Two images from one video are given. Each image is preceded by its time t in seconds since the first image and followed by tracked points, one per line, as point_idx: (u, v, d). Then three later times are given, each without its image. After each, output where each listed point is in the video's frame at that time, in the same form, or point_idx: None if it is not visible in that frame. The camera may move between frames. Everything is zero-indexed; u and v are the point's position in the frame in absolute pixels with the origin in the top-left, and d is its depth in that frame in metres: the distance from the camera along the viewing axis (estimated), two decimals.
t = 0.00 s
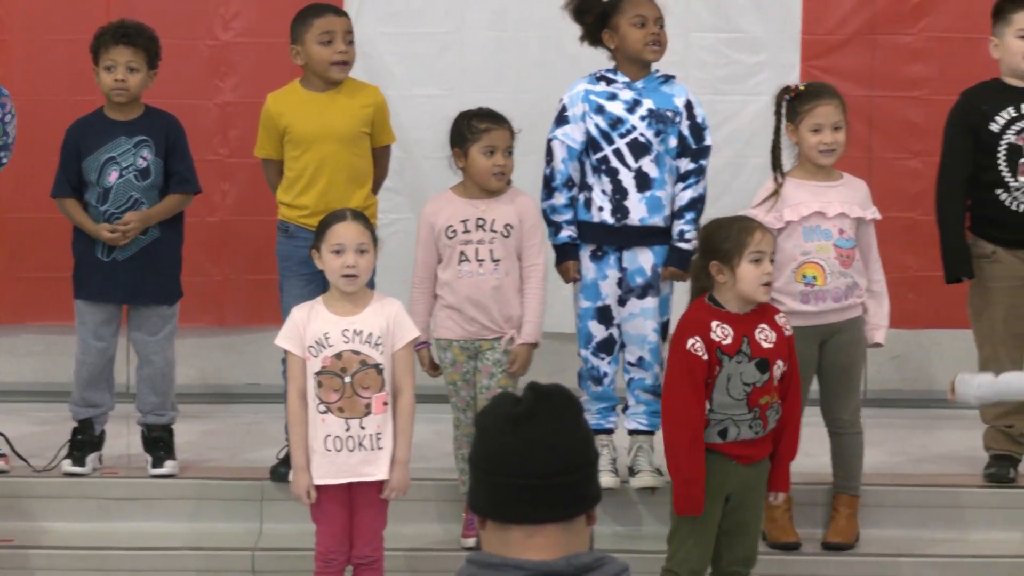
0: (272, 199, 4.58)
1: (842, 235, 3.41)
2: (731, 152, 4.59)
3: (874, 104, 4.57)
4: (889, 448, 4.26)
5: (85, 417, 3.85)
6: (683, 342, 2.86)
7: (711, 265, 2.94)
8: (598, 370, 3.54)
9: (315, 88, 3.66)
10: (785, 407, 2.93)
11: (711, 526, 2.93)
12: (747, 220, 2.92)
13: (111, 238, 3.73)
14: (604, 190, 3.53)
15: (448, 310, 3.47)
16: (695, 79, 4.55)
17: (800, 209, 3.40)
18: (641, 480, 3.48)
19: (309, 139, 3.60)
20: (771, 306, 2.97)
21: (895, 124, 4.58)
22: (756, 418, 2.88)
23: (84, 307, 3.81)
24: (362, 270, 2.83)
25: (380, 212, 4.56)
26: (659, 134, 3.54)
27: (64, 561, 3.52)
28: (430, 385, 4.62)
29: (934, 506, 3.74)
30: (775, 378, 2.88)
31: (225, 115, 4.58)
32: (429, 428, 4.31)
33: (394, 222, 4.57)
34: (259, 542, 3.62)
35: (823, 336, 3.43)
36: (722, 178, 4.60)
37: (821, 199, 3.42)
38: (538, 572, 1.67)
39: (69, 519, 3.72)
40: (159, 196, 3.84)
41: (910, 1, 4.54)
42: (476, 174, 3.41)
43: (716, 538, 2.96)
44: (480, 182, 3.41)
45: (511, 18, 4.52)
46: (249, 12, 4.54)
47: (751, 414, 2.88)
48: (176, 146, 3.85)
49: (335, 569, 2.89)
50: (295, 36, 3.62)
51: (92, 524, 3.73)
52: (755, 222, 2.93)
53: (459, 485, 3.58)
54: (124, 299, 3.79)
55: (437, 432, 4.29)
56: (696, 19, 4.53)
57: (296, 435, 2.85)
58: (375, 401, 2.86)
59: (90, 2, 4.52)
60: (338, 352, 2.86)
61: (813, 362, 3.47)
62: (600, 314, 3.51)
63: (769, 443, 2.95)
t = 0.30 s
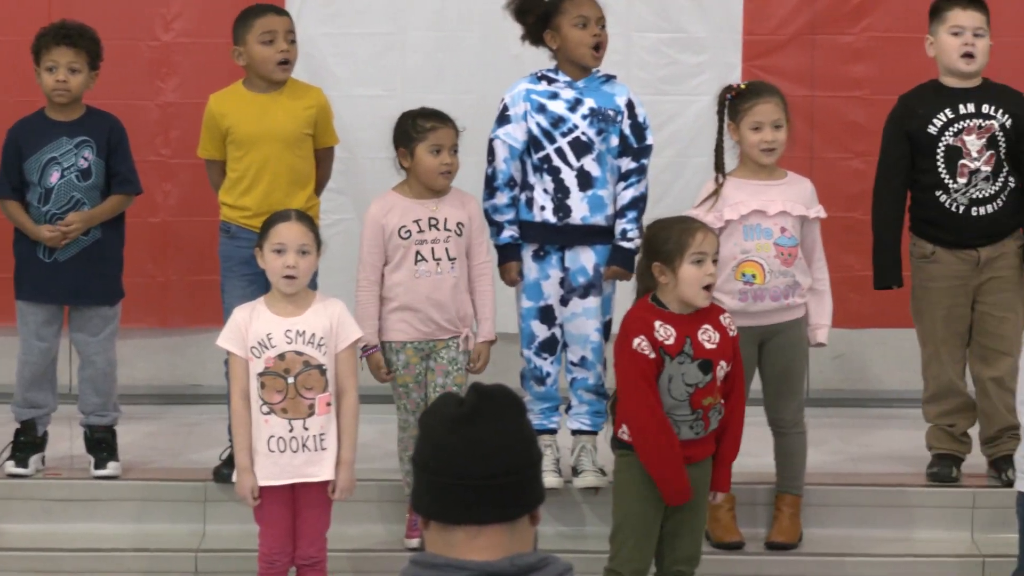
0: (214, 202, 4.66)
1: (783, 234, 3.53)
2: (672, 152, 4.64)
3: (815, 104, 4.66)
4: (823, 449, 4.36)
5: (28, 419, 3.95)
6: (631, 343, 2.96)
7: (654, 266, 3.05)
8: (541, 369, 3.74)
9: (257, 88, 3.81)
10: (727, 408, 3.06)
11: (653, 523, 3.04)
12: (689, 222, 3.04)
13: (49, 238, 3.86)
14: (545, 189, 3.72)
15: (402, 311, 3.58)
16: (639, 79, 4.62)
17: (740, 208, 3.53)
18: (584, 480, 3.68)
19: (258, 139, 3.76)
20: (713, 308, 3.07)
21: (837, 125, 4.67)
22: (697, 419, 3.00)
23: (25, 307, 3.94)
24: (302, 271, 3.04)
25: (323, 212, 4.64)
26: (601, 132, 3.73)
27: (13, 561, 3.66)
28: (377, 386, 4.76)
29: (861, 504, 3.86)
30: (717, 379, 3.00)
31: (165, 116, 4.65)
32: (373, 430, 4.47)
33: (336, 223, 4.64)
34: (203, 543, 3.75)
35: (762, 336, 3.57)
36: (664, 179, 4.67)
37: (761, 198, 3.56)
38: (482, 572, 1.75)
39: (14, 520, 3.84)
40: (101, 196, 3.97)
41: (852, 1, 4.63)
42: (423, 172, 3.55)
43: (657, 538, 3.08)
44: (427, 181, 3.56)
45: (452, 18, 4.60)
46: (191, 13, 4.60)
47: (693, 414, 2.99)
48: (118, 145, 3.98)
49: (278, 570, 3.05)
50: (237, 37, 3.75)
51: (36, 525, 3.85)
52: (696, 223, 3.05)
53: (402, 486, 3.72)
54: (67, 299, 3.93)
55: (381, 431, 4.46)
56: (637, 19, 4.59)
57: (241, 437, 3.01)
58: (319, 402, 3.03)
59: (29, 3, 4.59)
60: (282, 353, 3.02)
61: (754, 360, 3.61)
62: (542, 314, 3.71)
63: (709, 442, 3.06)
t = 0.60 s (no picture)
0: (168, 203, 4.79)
1: (738, 237, 3.63)
2: (628, 153, 4.82)
3: (771, 105, 4.82)
4: (778, 447, 4.49)
5: None
6: (575, 344, 3.05)
7: (608, 267, 3.13)
8: (496, 370, 3.83)
9: (210, 90, 3.91)
10: (682, 408, 3.13)
11: (610, 523, 3.11)
12: (643, 224, 3.11)
13: (8, 237, 3.96)
14: (501, 190, 3.80)
15: (377, 311, 3.67)
16: (594, 80, 4.79)
17: (695, 211, 3.63)
18: (541, 480, 3.73)
19: (211, 140, 3.86)
20: (673, 309, 3.14)
21: (792, 124, 4.83)
22: (647, 419, 3.07)
23: None
24: (255, 273, 3.17)
25: (278, 213, 4.79)
26: (556, 133, 3.81)
27: None
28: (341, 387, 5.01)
29: (812, 504, 3.96)
30: (669, 380, 3.07)
31: (122, 117, 4.78)
32: (328, 431, 4.64)
33: (291, 224, 4.80)
34: (158, 544, 3.85)
35: (720, 335, 3.66)
36: (621, 178, 4.85)
37: (717, 201, 3.65)
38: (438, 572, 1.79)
39: None
40: (56, 197, 4.08)
41: (806, 3, 4.78)
42: (384, 173, 3.63)
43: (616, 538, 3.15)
44: (388, 181, 3.63)
45: (409, 19, 4.75)
46: (145, 14, 4.73)
47: (644, 414, 3.06)
48: (73, 146, 4.10)
49: (235, 570, 3.17)
50: (190, 38, 3.85)
51: None
52: (650, 224, 3.11)
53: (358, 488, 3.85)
54: (24, 299, 4.01)
55: (336, 433, 4.62)
56: (593, 20, 4.76)
57: (197, 441, 3.12)
58: (275, 403, 3.16)
59: None
60: (237, 355, 3.15)
61: (712, 360, 3.69)
62: (498, 315, 3.79)
63: (668, 443, 3.13)
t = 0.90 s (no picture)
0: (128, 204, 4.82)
1: (698, 236, 3.63)
2: (587, 154, 4.82)
3: (730, 104, 4.86)
4: (742, 446, 4.50)
5: None
6: (538, 349, 2.98)
7: (564, 269, 3.08)
8: (456, 370, 3.81)
9: (172, 89, 3.91)
10: (639, 407, 3.10)
11: (576, 524, 3.08)
12: (598, 224, 3.06)
13: None
14: (459, 190, 3.79)
15: (322, 313, 3.63)
16: (553, 79, 4.80)
17: (654, 210, 3.62)
18: (501, 480, 3.72)
19: (171, 141, 3.86)
20: (626, 308, 3.11)
21: (750, 123, 4.87)
22: (611, 419, 3.04)
23: None
24: (212, 272, 3.17)
25: (238, 213, 4.80)
26: (514, 132, 3.81)
27: None
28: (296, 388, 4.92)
29: (773, 504, 3.96)
30: (630, 380, 3.04)
31: (80, 117, 4.80)
32: (287, 431, 4.59)
33: (252, 224, 4.81)
34: (119, 545, 3.86)
35: (679, 335, 3.66)
36: (581, 178, 4.85)
37: (677, 199, 3.64)
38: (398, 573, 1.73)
39: None
40: (16, 198, 4.09)
41: (764, 3, 4.82)
42: (342, 172, 3.59)
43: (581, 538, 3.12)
44: (347, 181, 3.59)
45: (367, 19, 4.77)
46: (105, 13, 4.76)
47: (607, 415, 3.03)
48: (33, 146, 4.10)
49: (193, 571, 3.19)
50: (153, 37, 3.85)
51: None
52: (605, 225, 3.07)
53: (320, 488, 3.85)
54: None
55: (296, 433, 4.59)
56: (552, 19, 4.77)
57: (154, 439, 3.13)
58: (230, 403, 3.16)
59: None
60: (193, 355, 3.15)
61: (670, 360, 3.70)
62: (457, 315, 3.78)
63: (626, 441, 3.10)
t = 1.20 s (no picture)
0: (82, 207, 4.81)
1: (654, 235, 3.69)
2: (540, 153, 4.86)
3: (684, 104, 4.89)
4: (698, 446, 4.53)
5: None
6: (489, 344, 2.96)
7: (507, 267, 3.06)
8: (410, 371, 3.85)
9: (126, 87, 3.94)
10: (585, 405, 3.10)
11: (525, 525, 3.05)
12: (540, 222, 3.04)
13: None
14: (412, 190, 3.83)
15: (263, 313, 3.67)
16: (506, 80, 4.83)
17: (610, 211, 3.68)
18: (455, 481, 3.79)
19: (122, 141, 3.89)
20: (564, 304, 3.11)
21: (703, 124, 4.90)
22: (561, 416, 3.03)
23: None
24: (163, 271, 3.18)
25: (191, 214, 4.85)
26: (467, 131, 3.86)
27: None
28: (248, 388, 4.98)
29: (725, 504, 3.98)
30: (578, 375, 3.04)
31: (33, 118, 4.82)
32: (240, 432, 4.65)
33: (205, 225, 4.85)
34: (72, 546, 3.87)
35: (635, 333, 3.70)
36: (535, 179, 4.88)
37: (633, 200, 3.70)
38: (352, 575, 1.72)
39: None
40: None
41: (719, 3, 4.86)
42: (293, 174, 3.65)
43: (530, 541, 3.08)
44: (298, 182, 3.65)
45: (320, 20, 4.80)
46: (58, 15, 4.77)
47: (558, 412, 3.03)
48: None
49: (145, 572, 3.18)
50: (107, 37, 3.86)
51: None
52: (546, 223, 3.05)
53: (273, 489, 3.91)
54: None
55: (250, 434, 4.64)
56: (505, 20, 4.80)
57: (104, 440, 3.14)
58: (180, 404, 3.17)
59: None
60: (143, 355, 3.16)
61: (627, 360, 3.72)
62: (411, 316, 3.83)
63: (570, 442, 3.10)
